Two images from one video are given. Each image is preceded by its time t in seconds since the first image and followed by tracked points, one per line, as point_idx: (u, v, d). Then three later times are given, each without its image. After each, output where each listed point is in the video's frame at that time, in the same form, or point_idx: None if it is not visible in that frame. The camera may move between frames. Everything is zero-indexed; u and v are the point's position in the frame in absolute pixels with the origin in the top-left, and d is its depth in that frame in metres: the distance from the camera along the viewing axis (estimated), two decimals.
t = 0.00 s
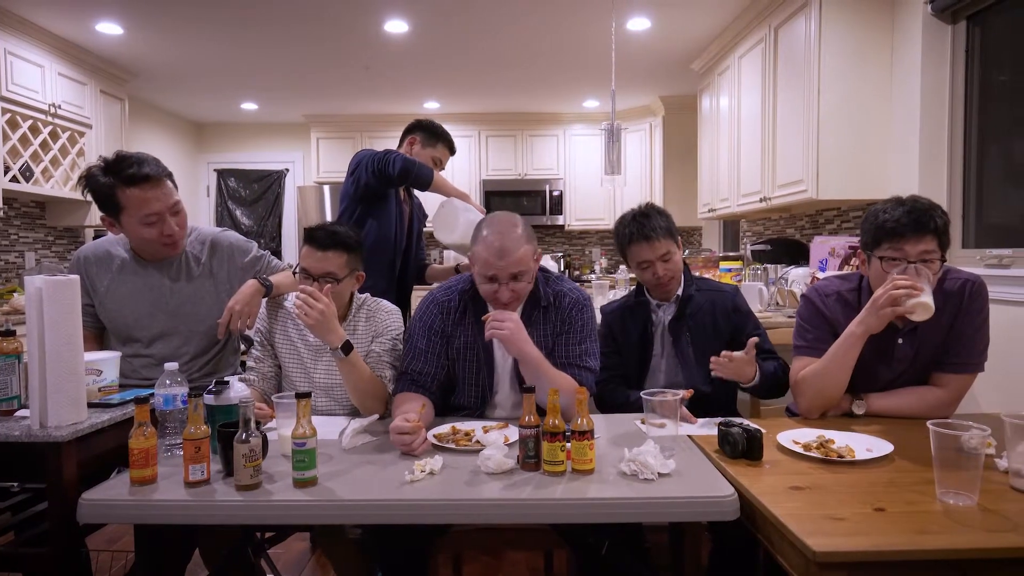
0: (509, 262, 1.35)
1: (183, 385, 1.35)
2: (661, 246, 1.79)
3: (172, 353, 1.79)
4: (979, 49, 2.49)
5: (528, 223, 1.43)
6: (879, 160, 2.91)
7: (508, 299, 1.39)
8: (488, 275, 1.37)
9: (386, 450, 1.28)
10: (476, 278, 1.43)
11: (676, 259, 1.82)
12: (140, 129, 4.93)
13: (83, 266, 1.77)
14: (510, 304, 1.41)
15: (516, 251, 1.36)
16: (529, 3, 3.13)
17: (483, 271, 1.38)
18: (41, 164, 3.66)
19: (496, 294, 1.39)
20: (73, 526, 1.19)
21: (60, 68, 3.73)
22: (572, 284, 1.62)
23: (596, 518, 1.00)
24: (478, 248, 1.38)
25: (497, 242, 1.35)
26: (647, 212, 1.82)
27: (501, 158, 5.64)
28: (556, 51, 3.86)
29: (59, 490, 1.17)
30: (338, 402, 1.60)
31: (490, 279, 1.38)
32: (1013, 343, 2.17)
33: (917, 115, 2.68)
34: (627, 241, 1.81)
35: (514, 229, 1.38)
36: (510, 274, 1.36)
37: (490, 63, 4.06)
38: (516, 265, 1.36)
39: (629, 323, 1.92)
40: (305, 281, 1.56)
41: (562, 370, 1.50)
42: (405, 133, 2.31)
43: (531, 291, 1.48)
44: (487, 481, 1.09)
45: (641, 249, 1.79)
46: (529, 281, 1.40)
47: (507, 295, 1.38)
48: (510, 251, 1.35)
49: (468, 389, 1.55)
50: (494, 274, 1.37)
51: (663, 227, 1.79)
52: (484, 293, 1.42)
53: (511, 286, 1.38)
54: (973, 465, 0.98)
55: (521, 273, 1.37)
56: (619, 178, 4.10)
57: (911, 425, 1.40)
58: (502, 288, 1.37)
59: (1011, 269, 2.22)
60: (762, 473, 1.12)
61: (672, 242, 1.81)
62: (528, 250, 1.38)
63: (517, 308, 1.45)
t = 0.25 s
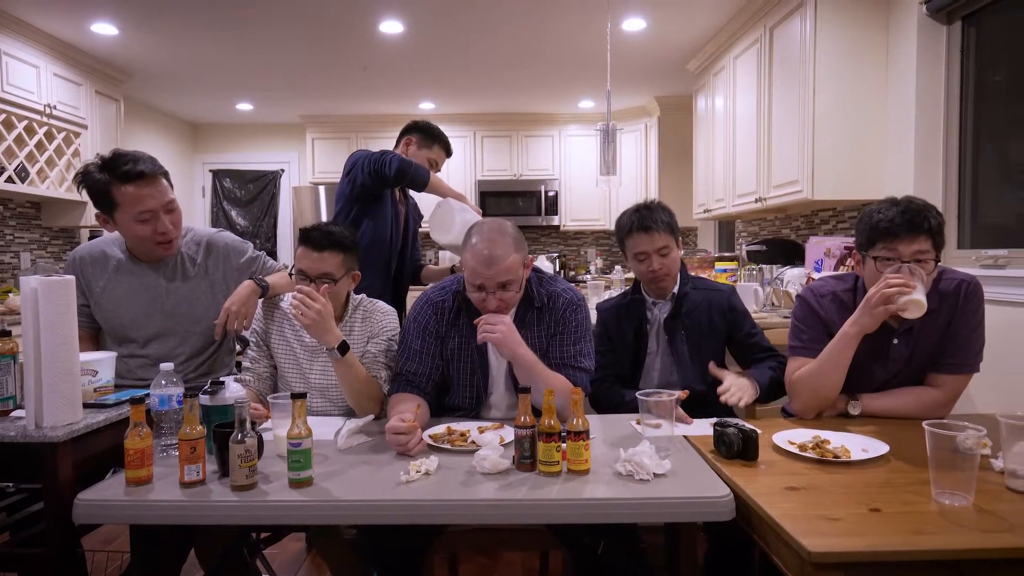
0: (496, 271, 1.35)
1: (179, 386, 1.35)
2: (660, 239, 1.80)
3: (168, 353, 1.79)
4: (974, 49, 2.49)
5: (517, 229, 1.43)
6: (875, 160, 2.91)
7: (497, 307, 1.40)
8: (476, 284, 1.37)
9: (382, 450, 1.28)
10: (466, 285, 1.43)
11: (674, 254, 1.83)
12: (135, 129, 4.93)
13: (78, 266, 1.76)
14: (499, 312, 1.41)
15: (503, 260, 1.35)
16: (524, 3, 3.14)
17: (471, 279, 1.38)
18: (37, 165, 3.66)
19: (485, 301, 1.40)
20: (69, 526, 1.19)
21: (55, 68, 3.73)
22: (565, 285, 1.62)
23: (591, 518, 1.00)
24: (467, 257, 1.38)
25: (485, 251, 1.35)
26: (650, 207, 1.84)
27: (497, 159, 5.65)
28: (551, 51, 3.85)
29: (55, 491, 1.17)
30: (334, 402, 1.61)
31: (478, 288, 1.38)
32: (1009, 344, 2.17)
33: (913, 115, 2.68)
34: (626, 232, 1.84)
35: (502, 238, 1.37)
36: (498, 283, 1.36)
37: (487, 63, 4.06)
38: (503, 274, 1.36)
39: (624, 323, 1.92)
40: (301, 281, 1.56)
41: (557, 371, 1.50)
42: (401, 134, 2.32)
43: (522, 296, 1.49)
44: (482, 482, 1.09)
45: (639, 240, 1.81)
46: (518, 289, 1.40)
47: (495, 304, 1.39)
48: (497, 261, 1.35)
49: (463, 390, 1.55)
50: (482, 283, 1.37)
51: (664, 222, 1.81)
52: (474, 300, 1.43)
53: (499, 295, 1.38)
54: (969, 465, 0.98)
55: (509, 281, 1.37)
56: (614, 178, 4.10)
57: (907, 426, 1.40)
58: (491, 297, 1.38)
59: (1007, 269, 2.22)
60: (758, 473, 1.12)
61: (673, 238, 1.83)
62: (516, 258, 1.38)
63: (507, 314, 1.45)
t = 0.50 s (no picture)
0: (491, 271, 1.35)
1: (177, 386, 1.34)
2: (662, 226, 1.86)
3: (166, 354, 1.79)
4: (972, 50, 2.49)
5: (510, 229, 1.43)
6: (872, 161, 2.91)
7: (494, 307, 1.40)
8: (472, 285, 1.37)
9: (379, 451, 1.28)
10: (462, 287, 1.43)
11: (675, 246, 1.87)
12: (133, 130, 4.93)
13: (77, 266, 1.76)
14: (497, 312, 1.41)
15: (497, 259, 1.35)
16: (522, 4, 3.14)
17: (467, 280, 1.37)
18: (35, 165, 3.66)
19: (482, 302, 1.40)
20: (67, 527, 1.19)
21: (54, 69, 3.73)
22: (563, 285, 1.62)
23: (588, 518, 0.99)
24: (461, 258, 1.38)
25: (480, 250, 1.35)
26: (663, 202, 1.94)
27: (495, 159, 5.65)
28: (548, 52, 3.85)
29: (52, 492, 1.17)
30: (332, 402, 1.60)
31: (474, 289, 1.38)
32: (1008, 344, 2.17)
33: (911, 115, 2.68)
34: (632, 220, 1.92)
35: (496, 237, 1.37)
36: (493, 283, 1.36)
37: (485, 64, 4.06)
38: (499, 273, 1.36)
39: (624, 322, 1.93)
40: (301, 276, 1.56)
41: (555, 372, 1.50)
42: (399, 134, 2.32)
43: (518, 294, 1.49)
44: (480, 482, 1.09)
45: (642, 225, 1.87)
46: (514, 288, 1.40)
47: (492, 303, 1.39)
48: (492, 260, 1.35)
49: (460, 390, 1.55)
50: (477, 284, 1.36)
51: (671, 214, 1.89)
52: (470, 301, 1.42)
53: (495, 294, 1.38)
54: (967, 465, 0.98)
55: (505, 281, 1.37)
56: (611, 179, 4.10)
57: (905, 426, 1.40)
58: (487, 297, 1.38)
59: (1004, 269, 2.22)
60: (756, 474, 1.12)
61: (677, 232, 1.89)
62: (510, 257, 1.38)
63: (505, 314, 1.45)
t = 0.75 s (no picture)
0: (490, 270, 1.35)
1: (176, 386, 1.34)
2: (661, 218, 1.91)
3: (166, 354, 1.79)
4: (972, 50, 2.49)
5: (510, 228, 1.43)
6: (871, 161, 2.91)
7: (493, 306, 1.40)
8: (471, 284, 1.37)
9: (379, 451, 1.28)
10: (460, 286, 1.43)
11: (676, 239, 1.90)
12: (133, 130, 4.93)
13: (77, 265, 1.76)
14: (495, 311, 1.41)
15: (497, 258, 1.35)
16: (521, 4, 3.13)
17: (466, 279, 1.38)
18: (35, 165, 3.66)
19: (480, 301, 1.40)
20: (67, 526, 1.19)
21: (54, 69, 3.73)
22: (561, 285, 1.61)
23: (588, 518, 0.99)
24: (460, 256, 1.38)
25: (480, 249, 1.35)
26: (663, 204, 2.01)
27: (494, 159, 5.65)
28: (547, 52, 3.85)
29: (51, 492, 1.17)
30: (332, 402, 1.60)
31: (473, 288, 1.38)
32: (1008, 344, 2.17)
33: (911, 114, 2.68)
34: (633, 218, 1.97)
35: (496, 237, 1.37)
36: (492, 282, 1.36)
37: (485, 64, 4.06)
38: (497, 273, 1.36)
39: (625, 322, 1.93)
40: (303, 275, 1.55)
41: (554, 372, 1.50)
42: (399, 134, 2.32)
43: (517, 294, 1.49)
44: (479, 482, 1.09)
45: (643, 216, 1.93)
46: (513, 287, 1.40)
47: (491, 302, 1.39)
48: (491, 260, 1.35)
49: (459, 390, 1.55)
50: (476, 283, 1.36)
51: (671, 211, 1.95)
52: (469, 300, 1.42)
53: (494, 294, 1.38)
54: (967, 465, 0.98)
55: (504, 280, 1.37)
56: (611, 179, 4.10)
57: (904, 425, 1.40)
58: (485, 296, 1.38)
59: (1004, 269, 2.22)
60: (755, 474, 1.12)
61: (678, 228, 1.94)
62: (509, 256, 1.38)
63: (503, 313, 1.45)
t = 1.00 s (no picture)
0: (492, 269, 1.35)
1: (176, 386, 1.34)
2: (660, 215, 1.91)
3: (166, 354, 1.79)
4: (972, 50, 2.49)
5: (512, 228, 1.43)
6: (871, 161, 2.91)
7: (493, 305, 1.40)
8: (472, 283, 1.38)
9: (379, 451, 1.28)
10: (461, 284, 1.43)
11: (676, 236, 1.91)
12: (133, 130, 4.93)
13: (78, 264, 1.76)
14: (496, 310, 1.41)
15: (498, 257, 1.35)
16: (522, 4, 3.13)
17: (467, 278, 1.38)
18: (35, 165, 3.66)
19: (481, 300, 1.40)
20: (67, 527, 1.19)
21: (54, 69, 3.73)
22: (561, 285, 1.61)
23: (588, 519, 0.99)
24: (462, 255, 1.38)
25: (482, 248, 1.35)
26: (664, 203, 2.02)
27: (494, 160, 5.65)
28: (547, 52, 3.85)
29: (52, 492, 1.17)
30: (333, 403, 1.61)
31: (474, 287, 1.38)
32: (1008, 344, 2.17)
33: (911, 115, 2.68)
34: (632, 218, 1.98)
35: (498, 236, 1.37)
36: (493, 281, 1.36)
37: (485, 64, 4.06)
38: (499, 272, 1.36)
39: (626, 321, 1.93)
40: (303, 277, 1.55)
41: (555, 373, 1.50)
42: (400, 134, 2.32)
43: (518, 293, 1.49)
44: (479, 483, 1.09)
45: (642, 214, 1.93)
46: (514, 287, 1.40)
47: (491, 301, 1.39)
48: (493, 259, 1.35)
49: (459, 390, 1.55)
50: (477, 282, 1.37)
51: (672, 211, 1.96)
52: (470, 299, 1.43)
53: (495, 293, 1.38)
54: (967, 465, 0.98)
55: (505, 279, 1.37)
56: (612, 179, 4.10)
57: (904, 426, 1.40)
58: (486, 295, 1.38)
59: (1004, 269, 2.23)
60: (755, 474, 1.12)
61: (678, 227, 1.94)
62: (511, 255, 1.38)
63: (504, 312, 1.45)
